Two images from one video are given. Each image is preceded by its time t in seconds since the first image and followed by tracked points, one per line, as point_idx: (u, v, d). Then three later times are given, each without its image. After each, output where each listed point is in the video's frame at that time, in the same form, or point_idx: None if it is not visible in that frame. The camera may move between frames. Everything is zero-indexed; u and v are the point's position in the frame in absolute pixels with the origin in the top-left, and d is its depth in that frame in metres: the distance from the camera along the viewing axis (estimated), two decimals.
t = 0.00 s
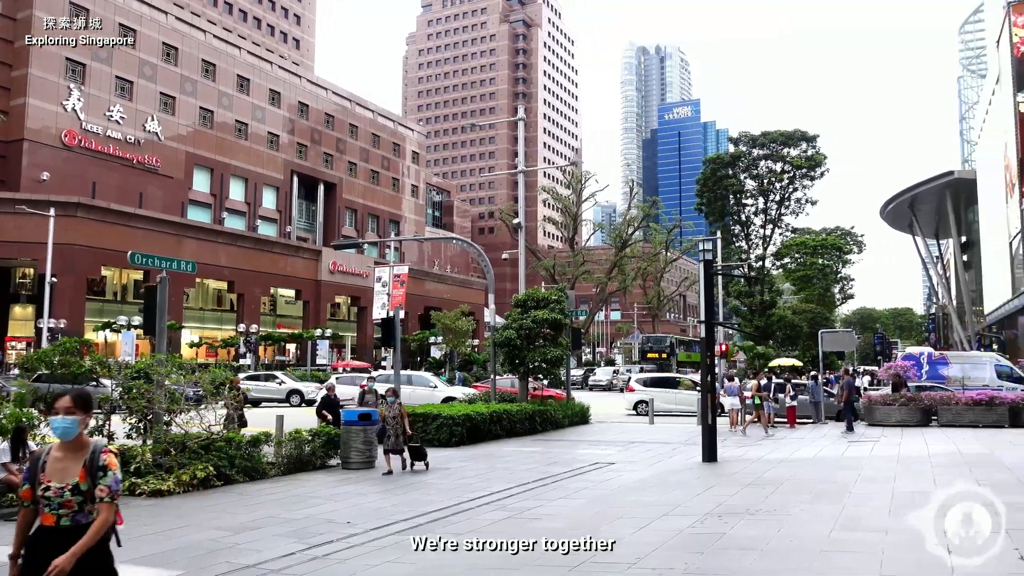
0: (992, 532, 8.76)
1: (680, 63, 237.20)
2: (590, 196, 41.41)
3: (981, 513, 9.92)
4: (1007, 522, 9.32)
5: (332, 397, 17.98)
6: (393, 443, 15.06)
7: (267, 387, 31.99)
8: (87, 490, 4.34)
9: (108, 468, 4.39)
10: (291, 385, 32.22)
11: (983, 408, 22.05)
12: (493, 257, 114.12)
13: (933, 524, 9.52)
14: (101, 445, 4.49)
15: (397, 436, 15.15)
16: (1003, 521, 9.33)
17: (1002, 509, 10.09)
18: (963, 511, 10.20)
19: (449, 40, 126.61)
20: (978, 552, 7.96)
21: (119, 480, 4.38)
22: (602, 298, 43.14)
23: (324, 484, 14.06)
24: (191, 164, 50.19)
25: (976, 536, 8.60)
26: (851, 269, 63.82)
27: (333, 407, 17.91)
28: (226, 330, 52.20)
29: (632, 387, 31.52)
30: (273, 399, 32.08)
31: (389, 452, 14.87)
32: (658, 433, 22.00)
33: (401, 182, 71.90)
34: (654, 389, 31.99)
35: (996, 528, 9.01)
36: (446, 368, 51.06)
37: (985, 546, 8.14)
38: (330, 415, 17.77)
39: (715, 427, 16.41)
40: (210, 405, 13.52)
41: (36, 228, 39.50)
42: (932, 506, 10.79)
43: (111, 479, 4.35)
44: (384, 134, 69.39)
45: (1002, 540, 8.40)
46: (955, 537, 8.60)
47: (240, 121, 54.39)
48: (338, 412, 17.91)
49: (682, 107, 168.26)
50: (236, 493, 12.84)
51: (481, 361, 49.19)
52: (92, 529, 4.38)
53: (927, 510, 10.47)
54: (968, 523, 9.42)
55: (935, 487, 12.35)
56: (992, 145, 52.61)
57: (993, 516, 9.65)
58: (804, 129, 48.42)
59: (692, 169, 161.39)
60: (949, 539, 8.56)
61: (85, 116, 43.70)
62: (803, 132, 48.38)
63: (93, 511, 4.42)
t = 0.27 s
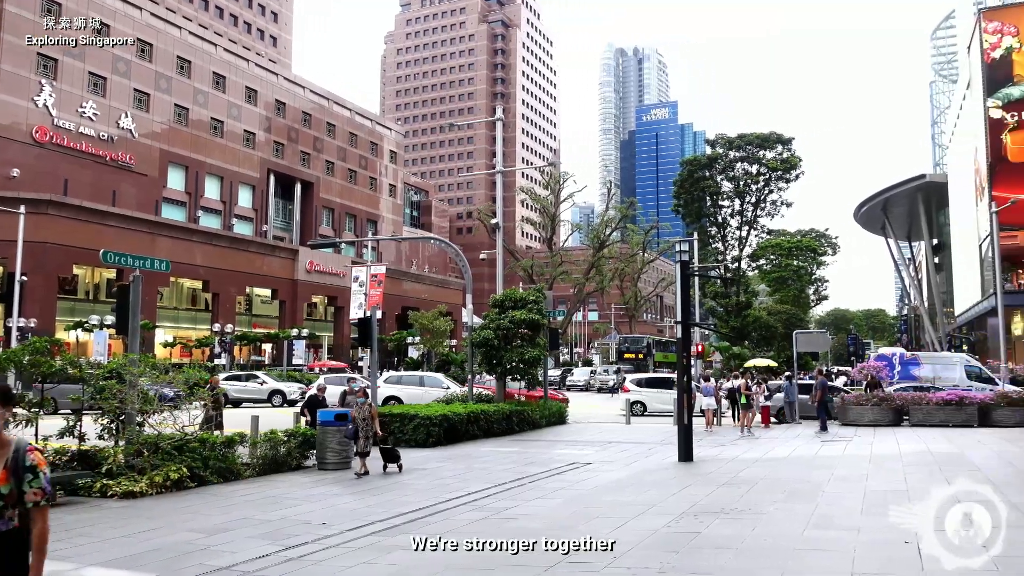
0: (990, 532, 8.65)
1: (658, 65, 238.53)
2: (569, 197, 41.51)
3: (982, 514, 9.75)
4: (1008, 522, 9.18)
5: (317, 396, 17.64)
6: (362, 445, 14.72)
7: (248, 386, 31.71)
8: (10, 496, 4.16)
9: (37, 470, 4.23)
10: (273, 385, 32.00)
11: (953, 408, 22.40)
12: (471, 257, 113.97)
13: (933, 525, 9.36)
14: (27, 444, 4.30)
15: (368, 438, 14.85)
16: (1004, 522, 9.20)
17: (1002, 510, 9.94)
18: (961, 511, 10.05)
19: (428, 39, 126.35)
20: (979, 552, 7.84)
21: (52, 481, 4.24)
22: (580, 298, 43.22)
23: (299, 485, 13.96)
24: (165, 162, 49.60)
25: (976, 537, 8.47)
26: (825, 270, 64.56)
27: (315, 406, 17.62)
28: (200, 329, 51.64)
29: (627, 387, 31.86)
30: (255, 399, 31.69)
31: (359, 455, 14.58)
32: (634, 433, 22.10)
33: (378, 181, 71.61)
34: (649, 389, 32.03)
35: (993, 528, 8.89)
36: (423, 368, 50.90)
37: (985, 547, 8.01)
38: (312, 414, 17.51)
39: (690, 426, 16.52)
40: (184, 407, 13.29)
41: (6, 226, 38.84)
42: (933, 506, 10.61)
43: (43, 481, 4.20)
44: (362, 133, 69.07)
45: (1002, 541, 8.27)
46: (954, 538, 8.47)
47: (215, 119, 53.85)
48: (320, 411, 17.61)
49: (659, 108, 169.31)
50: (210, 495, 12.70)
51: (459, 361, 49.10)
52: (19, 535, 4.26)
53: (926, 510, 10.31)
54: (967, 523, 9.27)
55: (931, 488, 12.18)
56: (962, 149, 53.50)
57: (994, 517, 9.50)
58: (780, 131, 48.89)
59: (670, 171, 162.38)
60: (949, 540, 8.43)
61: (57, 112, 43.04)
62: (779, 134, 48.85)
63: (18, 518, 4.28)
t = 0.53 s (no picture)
0: (988, 533, 8.52)
1: (635, 66, 239.64)
2: (546, 197, 41.55)
3: (983, 514, 9.56)
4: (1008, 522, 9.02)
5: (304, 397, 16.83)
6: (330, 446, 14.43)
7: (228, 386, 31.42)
8: None
9: None
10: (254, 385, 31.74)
11: (923, 407, 22.73)
12: (449, 257, 113.72)
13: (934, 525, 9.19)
14: None
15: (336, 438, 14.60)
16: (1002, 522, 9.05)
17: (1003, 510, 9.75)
18: (960, 510, 9.90)
19: (406, 38, 125.90)
20: (981, 552, 7.70)
21: None
22: (558, 298, 43.26)
23: (274, 486, 13.84)
24: (138, 159, 48.95)
25: (977, 538, 8.32)
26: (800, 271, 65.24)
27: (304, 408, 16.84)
28: (174, 329, 51.04)
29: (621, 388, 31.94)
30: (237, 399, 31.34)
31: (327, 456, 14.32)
32: (610, 432, 22.17)
33: (355, 180, 71.25)
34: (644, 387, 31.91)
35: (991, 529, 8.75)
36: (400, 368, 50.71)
37: (986, 548, 7.86)
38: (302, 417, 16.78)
39: (666, 426, 16.62)
40: (157, 407, 13.15)
41: None
42: (933, 505, 10.43)
43: None
44: (339, 131, 68.67)
45: (1003, 541, 8.12)
46: (954, 538, 8.33)
47: (190, 116, 53.27)
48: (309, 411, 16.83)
49: (636, 109, 170.14)
50: (183, 496, 12.55)
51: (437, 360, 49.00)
52: None
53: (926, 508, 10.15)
54: (967, 522, 9.11)
55: (930, 487, 11.99)
56: (933, 152, 54.34)
57: (994, 518, 9.32)
58: (755, 133, 49.35)
59: (647, 171, 163.25)
60: (948, 539, 8.29)
61: (28, 108, 42.33)
62: (754, 136, 49.31)
63: None
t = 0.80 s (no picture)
0: (994, 532, 8.23)
1: (612, 67, 240.67)
2: (523, 197, 41.58)
3: (984, 514, 9.24)
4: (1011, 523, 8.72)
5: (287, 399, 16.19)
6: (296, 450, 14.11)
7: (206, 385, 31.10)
8: None
9: None
10: (233, 385, 31.34)
11: (893, 406, 23.08)
12: (425, 256, 113.43)
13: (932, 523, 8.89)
14: None
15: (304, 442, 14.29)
16: (1006, 523, 8.74)
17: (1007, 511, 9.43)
18: (961, 509, 9.58)
19: (383, 36, 125.36)
20: (982, 552, 7.46)
21: None
22: (534, 298, 43.30)
23: (248, 487, 13.71)
24: (109, 156, 48.22)
25: (979, 536, 8.06)
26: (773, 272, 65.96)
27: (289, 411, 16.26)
28: (146, 328, 50.39)
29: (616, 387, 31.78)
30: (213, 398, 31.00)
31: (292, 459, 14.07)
32: (585, 432, 22.27)
33: (332, 179, 70.85)
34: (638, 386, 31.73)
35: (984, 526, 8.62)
36: (376, 368, 50.50)
37: (989, 548, 7.59)
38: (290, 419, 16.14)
39: (641, 425, 16.70)
40: (129, 408, 12.91)
41: None
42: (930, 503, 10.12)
43: None
44: (314, 129, 68.23)
45: (1005, 541, 7.86)
46: (954, 536, 8.07)
47: (162, 113, 52.58)
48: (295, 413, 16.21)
49: (613, 110, 170.89)
50: (154, 498, 12.38)
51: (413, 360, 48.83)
52: None
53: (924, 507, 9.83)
54: (964, 521, 8.84)
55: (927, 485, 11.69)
56: (904, 155, 55.24)
57: (996, 516, 9.06)
58: (730, 135, 49.85)
59: (623, 172, 164.07)
60: (948, 538, 8.04)
61: None
62: (729, 138, 49.79)
63: None
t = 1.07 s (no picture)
0: (995, 533, 8.07)
1: (589, 68, 241.43)
2: (500, 197, 41.55)
3: (986, 514, 9.06)
4: (1014, 523, 8.54)
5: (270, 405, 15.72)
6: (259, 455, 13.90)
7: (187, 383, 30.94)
8: None
9: None
10: (215, 385, 31.07)
11: (864, 406, 23.40)
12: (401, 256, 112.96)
13: (932, 525, 8.73)
14: None
15: (268, 444, 14.10)
16: (1008, 523, 8.57)
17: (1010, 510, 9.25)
18: (964, 510, 9.37)
19: (360, 35, 124.69)
20: (983, 554, 7.33)
21: None
22: (511, 298, 43.26)
23: (221, 488, 13.58)
24: (80, 153, 47.48)
25: (979, 537, 7.91)
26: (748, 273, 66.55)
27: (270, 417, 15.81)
28: (118, 327, 49.72)
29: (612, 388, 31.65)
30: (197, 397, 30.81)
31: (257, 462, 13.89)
32: (561, 432, 22.33)
33: (307, 178, 70.36)
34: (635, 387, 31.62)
35: (959, 524, 8.67)
36: (351, 368, 50.17)
37: (989, 549, 7.46)
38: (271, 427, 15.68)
39: (617, 425, 16.78)
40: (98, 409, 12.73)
41: None
42: (929, 505, 9.94)
43: None
44: (290, 127, 67.74)
45: (1006, 542, 7.72)
46: (954, 537, 7.94)
47: (135, 109, 51.85)
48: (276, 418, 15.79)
49: (590, 111, 171.37)
50: (126, 499, 12.21)
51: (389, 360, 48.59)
52: None
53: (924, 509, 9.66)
54: (965, 522, 8.68)
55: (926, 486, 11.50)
56: (875, 158, 56.03)
57: (996, 516, 8.94)
58: (706, 137, 50.26)
59: (600, 173, 164.60)
60: (948, 539, 7.91)
61: None
62: (705, 140, 50.19)
63: None
